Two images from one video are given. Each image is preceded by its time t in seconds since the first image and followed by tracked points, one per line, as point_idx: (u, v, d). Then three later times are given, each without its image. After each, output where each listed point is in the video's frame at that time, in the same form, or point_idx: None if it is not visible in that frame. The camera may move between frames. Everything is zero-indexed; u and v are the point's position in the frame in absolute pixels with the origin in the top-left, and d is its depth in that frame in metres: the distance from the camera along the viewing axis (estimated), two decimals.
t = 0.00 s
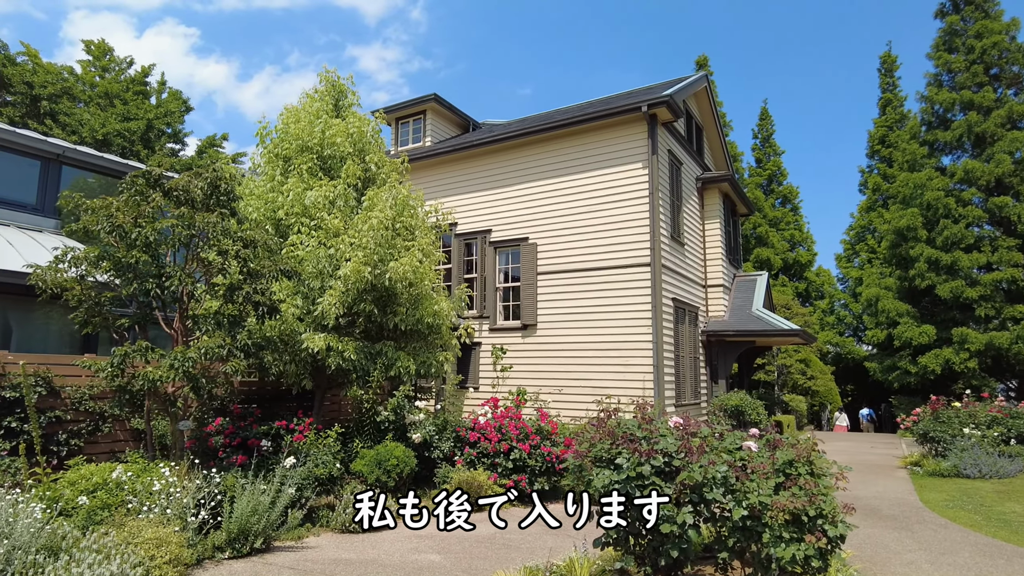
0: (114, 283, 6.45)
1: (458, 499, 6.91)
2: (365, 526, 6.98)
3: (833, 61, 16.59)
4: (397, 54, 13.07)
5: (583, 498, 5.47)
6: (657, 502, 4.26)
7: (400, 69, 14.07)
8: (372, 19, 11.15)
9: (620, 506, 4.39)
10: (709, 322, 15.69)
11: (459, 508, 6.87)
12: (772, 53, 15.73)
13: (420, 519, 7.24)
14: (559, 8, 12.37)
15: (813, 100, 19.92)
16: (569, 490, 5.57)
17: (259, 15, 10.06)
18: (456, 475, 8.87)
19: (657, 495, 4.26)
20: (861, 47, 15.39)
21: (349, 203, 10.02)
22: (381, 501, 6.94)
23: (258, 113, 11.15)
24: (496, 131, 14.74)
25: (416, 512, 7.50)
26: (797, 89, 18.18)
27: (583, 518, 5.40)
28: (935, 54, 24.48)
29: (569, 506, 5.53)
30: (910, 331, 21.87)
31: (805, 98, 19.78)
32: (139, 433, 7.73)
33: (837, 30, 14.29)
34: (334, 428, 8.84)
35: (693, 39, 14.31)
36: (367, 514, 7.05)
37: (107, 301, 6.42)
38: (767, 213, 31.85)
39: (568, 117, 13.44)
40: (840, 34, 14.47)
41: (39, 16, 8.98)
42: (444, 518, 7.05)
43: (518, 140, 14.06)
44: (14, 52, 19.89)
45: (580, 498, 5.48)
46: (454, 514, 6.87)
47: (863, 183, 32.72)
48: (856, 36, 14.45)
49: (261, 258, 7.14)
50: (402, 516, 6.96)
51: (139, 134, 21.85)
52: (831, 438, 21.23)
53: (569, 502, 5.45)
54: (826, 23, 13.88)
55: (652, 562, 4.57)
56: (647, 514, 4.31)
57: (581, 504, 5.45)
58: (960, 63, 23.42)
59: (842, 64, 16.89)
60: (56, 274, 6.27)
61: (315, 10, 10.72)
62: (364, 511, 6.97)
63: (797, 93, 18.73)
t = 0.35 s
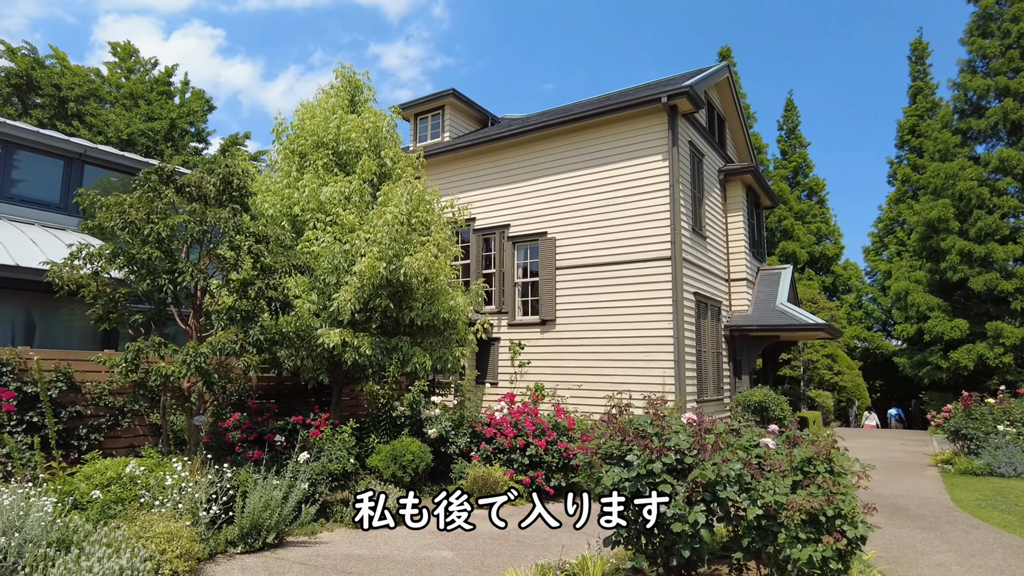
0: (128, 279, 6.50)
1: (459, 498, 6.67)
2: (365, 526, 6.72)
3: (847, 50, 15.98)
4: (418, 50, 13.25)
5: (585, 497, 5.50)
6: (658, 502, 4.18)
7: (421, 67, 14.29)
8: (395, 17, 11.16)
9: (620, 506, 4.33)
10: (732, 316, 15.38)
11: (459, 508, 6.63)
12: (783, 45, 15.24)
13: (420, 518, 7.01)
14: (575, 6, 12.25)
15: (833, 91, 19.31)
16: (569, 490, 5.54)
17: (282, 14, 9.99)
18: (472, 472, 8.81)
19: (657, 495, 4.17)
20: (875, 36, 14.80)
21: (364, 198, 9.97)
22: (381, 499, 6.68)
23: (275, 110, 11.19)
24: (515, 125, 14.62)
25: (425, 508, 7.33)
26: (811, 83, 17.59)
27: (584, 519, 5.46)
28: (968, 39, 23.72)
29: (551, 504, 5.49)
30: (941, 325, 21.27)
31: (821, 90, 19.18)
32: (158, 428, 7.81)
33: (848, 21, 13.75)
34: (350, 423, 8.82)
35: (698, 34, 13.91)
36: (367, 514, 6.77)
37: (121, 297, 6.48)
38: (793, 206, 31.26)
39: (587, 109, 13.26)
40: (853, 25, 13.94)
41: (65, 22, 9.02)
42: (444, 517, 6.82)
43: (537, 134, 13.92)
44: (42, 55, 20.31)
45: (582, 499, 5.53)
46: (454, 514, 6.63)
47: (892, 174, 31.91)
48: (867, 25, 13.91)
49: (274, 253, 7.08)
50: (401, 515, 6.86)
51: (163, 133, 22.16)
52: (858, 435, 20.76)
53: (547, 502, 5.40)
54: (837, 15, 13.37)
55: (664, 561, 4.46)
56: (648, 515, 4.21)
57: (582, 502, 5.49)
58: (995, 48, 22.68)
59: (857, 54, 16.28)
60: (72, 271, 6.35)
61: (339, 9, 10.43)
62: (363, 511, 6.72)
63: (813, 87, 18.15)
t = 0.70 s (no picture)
0: (156, 270, 6.64)
1: (460, 497, 6.41)
2: (367, 526, 6.26)
3: (878, 39, 15.40)
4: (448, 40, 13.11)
5: (584, 497, 5.79)
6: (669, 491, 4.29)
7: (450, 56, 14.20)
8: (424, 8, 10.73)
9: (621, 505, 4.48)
10: (764, 305, 15.06)
11: (459, 507, 6.36)
12: (809, 32, 14.68)
13: (420, 517, 6.59)
14: None
15: (869, 72, 18.60)
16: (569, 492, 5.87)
17: (312, 8, 9.86)
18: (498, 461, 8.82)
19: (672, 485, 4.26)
20: (904, 21, 14.31)
21: (389, 188, 9.99)
22: (382, 497, 6.28)
23: (302, 101, 11.24)
24: (541, 113, 14.49)
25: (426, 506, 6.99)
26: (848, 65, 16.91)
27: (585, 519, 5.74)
28: (1016, 14, 22.70)
29: (541, 505, 5.76)
30: (985, 313, 20.52)
31: (859, 71, 18.46)
32: (190, 416, 8.01)
33: (864, 10, 13.43)
34: (377, 411, 8.90)
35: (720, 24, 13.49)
36: (367, 514, 6.32)
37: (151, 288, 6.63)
38: (829, 192, 30.44)
39: (614, 95, 13.06)
40: (869, 16, 13.64)
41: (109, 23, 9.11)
42: (444, 515, 6.48)
43: (563, 121, 13.77)
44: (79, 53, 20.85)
45: (581, 499, 5.77)
46: (454, 514, 6.35)
47: (934, 157, 30.80)
48: (888, 13, 13.51)
49: (299, 244, 7.14)
50: (402, 515, 6.49)
51: (195, 128, 22.59)
52: (897, 426, 20.19)
53: (540, 500, 5.67)
54: (853, 2, 13.02)
55: (686, 553, 4.39)
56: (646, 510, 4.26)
57: (583, 501, 5.77)
58: None
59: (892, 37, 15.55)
60: (103, 263, 6.52)
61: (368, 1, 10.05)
62: (364, 511, 6.28)
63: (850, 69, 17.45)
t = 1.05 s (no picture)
0: (198, 261, 6.85)
1: (461, 497, 6.08)
2: (368, 527, 5.87)
3: (938, 14, 14.56)
4: (485, 29, 13.10)
5: (586, 499, 6.03)
6: (659, 502, 5.15)
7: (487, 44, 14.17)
8: None
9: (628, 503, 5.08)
10: (807, 293, 14.66)
11: (460, 508, 6.02)
12: (854, 14, 14.13)
13: (420, 518, 6.21)
14: None
15: (923, 50, 17.76)
16: (572, 494, 6.23)
17: None
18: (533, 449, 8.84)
19: (659, 497, 5.19)
20: None
21: (424, 178, 10.06)
22: (383, 496, 5.86)
23: (339, 93, 11.41)
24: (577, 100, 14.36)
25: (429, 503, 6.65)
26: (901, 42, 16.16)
27: (587, 519, 6.03)
28: None
29: (541, 505, 5.97)
30: None
31: (912, 48, 17.64)
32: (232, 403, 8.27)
33: None
34: (414, 399, 9.03)
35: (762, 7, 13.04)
36: (367, 514, 5.92)
37: (193, 279, 6.85)
38: (876, 176, 29.40)
39: (651, 80, 12.84)
40: None
41: (156, 20, 9.17)
42: (445, 516, 6.11)
43: (599, 107, 13.61)
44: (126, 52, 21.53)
45: (583, 501, 6.09)
46: (453, 513, 6.02)
47: (991, 137, 29.38)
48: None
49: (335, 235, 7.26)
50: (401, 515, 6.13)
51: (236, 122, 23.11)
52: (948, 418, 19.48)
53: (541, 499, 6.04)
54: None
55: (720, 544, 4.34)
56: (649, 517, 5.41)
57: (585, 503, 6.04)
58: None
59: (949, 15, 14.77)
60: (147, 255, 6.76)
61: None
62: (365, 512, 5.90)
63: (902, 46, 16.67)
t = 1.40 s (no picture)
0: (240, 253, 7.04)
1: (461, 497, 5.75)
2: (366, 528, 5.52)
3: None
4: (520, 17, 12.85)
5: (586, 499, 5.83)
6: (656, 503, 5.52)
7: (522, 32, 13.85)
8: None
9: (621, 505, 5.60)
10: (852, 281, 14.24)
11: (460, 507, 5.70)
12: None
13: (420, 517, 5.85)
14: None
15: (980, 28, 16.95)
16: (569, 493, 6.26)
17: None
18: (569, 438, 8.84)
19: (654, 497, 5.56)
20: None
21: (460, 168, 10.10)
22: (383, 495, 5.53)
23: (375, 85, 11.58)
24: (613, 87, 14.17)
25: (428, 504, 6.28)
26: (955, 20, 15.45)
27: (585, 520, 5.88)
28: None
29: (540, 506, 5.80)
30: None
31: (968, 27, 16.85)
32: (275, 391, 8.49)
33: None
34: (451, 387, 9.14)
35: None
36: (367, 516, 5.57)
37: (236, 270, 7.04)
38: (926, 160, 28.28)
39: (689, 65, 12.60)
40: None
41: (197, 18, 9.22)
42: (445, 517, 5.73)
43: (636, 94, 13.42)
44: (170, 48, 22.07)
45: (580, 502, 5.99)
46: (453, 515, 5.67)
47: None
48: None
49: (373, 226, 7.38)
50: (400, 516, 5.79)
51: (275, 115, 23.53)
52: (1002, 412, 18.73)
53: (539, 499, 5.89)
54: None
55: (759, 536, 4.28)
56: (646, 516, 5.68)
57: (585, 503, 5.83)
58: None
59: None
60: (192, 247, 6.98)
61: None
62: (362, 511, 5.57)
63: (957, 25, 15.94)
